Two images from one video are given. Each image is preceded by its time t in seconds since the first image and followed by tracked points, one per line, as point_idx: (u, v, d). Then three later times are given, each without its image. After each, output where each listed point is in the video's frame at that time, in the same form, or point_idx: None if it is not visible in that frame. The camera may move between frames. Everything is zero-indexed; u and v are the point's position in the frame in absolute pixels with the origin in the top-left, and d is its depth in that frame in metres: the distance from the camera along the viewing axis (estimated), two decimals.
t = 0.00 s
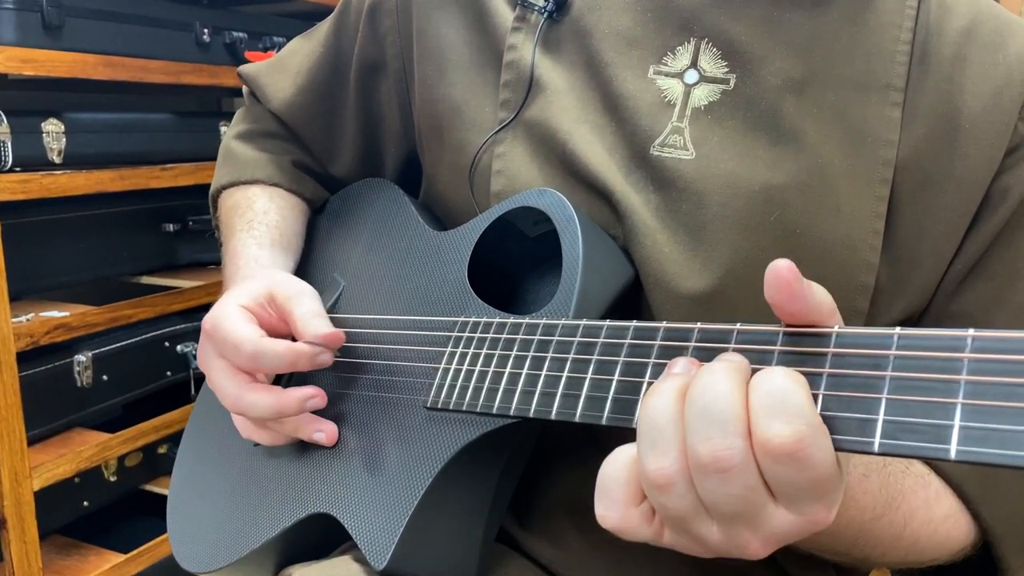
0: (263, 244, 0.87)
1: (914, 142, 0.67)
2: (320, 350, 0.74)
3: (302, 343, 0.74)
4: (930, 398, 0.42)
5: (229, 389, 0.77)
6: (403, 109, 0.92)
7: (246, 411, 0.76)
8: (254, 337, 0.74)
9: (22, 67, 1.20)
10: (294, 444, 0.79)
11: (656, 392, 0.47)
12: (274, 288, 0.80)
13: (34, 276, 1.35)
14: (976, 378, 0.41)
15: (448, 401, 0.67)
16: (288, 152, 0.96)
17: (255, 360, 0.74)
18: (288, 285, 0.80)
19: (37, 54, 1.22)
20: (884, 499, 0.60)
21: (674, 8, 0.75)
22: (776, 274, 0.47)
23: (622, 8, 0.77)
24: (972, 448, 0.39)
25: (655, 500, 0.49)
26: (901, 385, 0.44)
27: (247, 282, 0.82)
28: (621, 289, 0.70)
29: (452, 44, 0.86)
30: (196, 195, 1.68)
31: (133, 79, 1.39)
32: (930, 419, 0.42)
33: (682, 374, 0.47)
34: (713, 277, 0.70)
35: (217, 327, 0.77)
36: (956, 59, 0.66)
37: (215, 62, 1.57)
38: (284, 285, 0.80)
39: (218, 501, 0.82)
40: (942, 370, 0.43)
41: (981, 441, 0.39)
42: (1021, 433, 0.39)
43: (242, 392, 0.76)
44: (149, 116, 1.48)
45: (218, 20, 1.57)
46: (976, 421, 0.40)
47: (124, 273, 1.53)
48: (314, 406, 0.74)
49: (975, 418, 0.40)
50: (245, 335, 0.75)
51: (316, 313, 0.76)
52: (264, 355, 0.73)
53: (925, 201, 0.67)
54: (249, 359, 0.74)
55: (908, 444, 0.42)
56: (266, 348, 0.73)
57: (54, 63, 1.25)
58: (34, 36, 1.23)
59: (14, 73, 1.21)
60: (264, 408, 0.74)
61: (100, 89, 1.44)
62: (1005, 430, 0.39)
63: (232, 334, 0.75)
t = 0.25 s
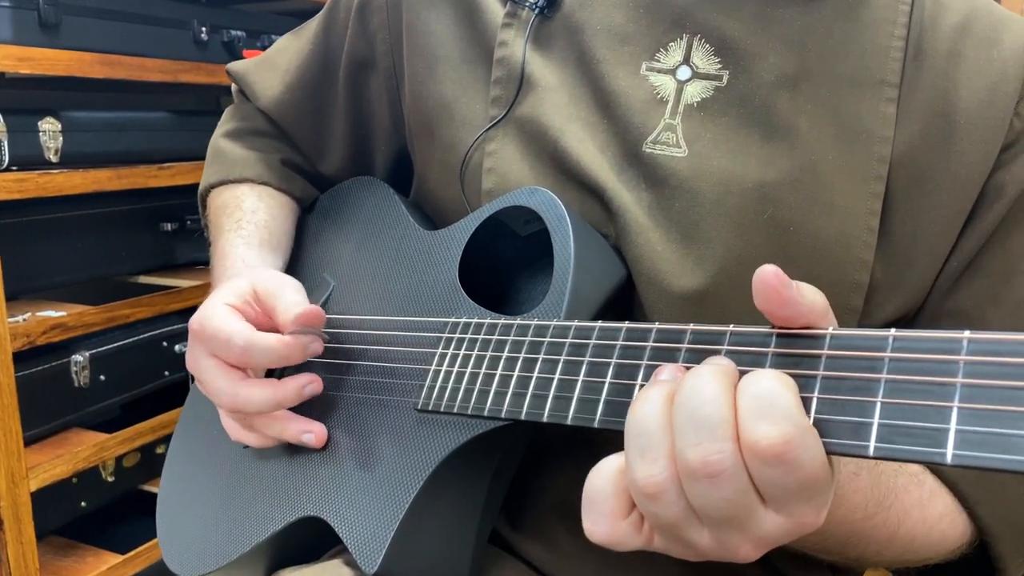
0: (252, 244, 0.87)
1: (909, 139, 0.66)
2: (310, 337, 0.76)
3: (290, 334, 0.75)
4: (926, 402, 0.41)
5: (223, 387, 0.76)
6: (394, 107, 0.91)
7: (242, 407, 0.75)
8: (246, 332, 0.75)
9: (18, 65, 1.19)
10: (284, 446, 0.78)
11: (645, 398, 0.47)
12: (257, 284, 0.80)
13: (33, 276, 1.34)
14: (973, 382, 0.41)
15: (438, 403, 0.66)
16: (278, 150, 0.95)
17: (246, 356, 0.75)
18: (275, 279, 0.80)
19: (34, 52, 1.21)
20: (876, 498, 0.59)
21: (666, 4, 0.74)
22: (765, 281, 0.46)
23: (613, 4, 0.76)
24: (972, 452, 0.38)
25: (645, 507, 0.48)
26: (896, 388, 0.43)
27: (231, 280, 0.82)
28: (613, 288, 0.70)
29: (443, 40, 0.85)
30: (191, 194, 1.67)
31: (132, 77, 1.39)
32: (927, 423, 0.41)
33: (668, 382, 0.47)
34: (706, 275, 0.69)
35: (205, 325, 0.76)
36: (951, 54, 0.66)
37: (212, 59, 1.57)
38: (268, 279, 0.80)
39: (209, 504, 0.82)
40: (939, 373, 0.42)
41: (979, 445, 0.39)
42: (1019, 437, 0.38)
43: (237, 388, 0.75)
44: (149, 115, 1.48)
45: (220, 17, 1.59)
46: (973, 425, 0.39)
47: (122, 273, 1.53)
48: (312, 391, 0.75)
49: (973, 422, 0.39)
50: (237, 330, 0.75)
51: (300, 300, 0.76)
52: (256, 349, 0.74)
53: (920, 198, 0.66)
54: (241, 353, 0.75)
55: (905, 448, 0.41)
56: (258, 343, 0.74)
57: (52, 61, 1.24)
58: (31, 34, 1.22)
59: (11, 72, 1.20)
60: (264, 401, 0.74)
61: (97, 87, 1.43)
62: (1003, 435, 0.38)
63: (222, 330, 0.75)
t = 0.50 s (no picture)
0: (253, 243, 0.86)
1: (907, 137, 0.65)
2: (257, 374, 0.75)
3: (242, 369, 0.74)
4: (922, 403, 0.40)
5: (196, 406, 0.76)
6: (390, 106, 0.90)
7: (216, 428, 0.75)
8: (202, 362, 0.74)
9: (18, 64, 1.18)
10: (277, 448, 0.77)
11: (638, 384, 0.47)
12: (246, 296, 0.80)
13: (34, 275, 1.34)
14: (969, 383, 0.40)
15: (432, 405, 0.65)
16: (272, 149, 0.95)
17: (201, 387, 0.74)
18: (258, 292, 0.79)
19: (33, 51, 1.20)
20: (868, 500, 0.58)
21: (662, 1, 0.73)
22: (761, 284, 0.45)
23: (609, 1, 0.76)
24: (964, 453, 0.38)
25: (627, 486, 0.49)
26: (893, 389, 0.42)
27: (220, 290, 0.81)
28: (608, 287, 0.69)
29: (437, 39, 0.84)
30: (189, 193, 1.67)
31: (133, 76, 1.38)
32: (922, 424, 0.40)
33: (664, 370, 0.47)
34: (701, 274, 0.69)
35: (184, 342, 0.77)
36: (949, 52, 0.65)
37: (213, 58, 1.57)
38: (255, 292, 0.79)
39: (203, 505, 0.81)
40: (933, 374, 0.41)
41: (973, 447, 0.38)
42: (1016, 439, 0.37)
43: (210, 411, 0.75)
44: (149, 114, 1.48)
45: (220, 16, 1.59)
46: (970, 426, 0.39)
47: (121, 272, 1.52)
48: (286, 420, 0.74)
49: (969, 423, 0.39)
50: (198, 358, 0.75)
51: (268, 325, 0.76)
52: (211, 382, 0.73)
53: (918, 197, 0.65)
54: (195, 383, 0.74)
55: (902, 450, 0.40)
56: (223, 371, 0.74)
57: (51, 60, 1.23)
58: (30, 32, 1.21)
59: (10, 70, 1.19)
60: (235, 425, 0.73)
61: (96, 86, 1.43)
62: (997, 436, 0.37)
63: (185, 357, 0.75)
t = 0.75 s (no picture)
0: (247, 242, 0.85)
1: (910, 135, 0.64)
2: (329, 340, 0.73)
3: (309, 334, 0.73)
4: (929, 401, 0.40)
5: (227, 390, 0.75)
6: (388, 104, 0.90)
7: (246, 411, 0.73)
8: (263, 329, 0.73)
9: (19, 63, 1.17)
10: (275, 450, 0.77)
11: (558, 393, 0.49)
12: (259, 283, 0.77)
13: (36, 275, 1.34)
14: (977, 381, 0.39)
15: (431, 406, 0.64)
16: (269, 148, 0.94)
17: (267, 353, 0.73)
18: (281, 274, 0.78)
19: (35, 50, 1.20)
20: (833, 509, 0.60)
21: None
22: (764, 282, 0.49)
23: None
24: (973, 453, 0.37)
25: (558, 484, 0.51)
26: (899, 387, 0.41)
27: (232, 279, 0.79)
28: (609, 287, 0.68)
29: (435, 36, 0.83)
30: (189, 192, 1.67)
31: (136, 75, 1.38)
32: (930, 423, 0.39)
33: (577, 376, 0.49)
34: (701, 273, 0.68)
35: (211, 326, 0.75)
36: (953, 48, 0.64)
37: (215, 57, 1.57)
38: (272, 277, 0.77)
39: (201, 508, 0.81)
40: (941, 372, 0.40)
41: (980, 446, 0.37)
42: None
43: (241, 394, 0.74)
44: (151, 113, 1.48)
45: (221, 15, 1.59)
46: (979, 425, 0.38)
47: (123, 272, 1.52)
48: (315, 402, 0.72)
49: (976, 422, 0.38)
50: (251, 329, 0.73)
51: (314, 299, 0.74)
52: (277, 345, 0.72)
53: (921, 195, 0.65)
54: (260, 351, 0.73)
55: (908, 450, 0.39)
56: (278, 340, 0.72)
57: (53, 59, 1.23)
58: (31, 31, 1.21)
59: (12, 69, 1.19)
60: (266, 408, 0.72)
61: (97, 85, 1.43)
62: (1001, 435, 0.37)
63: (237, 330, 0.73)
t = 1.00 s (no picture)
0: (244, 242, 0.85)
1: (908, 134, 0.64)
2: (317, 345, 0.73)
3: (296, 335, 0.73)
4: (929, 396, 0.40)
5: (218, 390, 0.74)
6: (386, 104, 0.90)
7: (237, 410, 0.73)
8: (251, 330, 0.73)
9: (19, 62, 1.18)
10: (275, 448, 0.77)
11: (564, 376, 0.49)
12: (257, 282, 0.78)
13: (35, 274, 1.34)
14: (976, 375, 0.39)
15: (431, 404, 0.64)
16: (268, 149, 0.94)
17: (251, 353, 0.72)
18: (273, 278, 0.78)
19: (36, 48, 1.20)
20: (836, 516, 0.60)
21: None
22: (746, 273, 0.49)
23: None
24: (973, 448, 0.37)
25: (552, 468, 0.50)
26: (899, 382, 0.41)
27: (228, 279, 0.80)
28: (608, 286, 0.69)
29: (433, 36, 0.84)
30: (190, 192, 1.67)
31: (137, 74, 1.38)
32: (929, 418, 0.39)
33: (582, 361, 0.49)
34: (700, 271, 0.68)
35: (202, 324, 0.75)
36: (952, 47, 0.64)
37: (217, 55, 1.57)
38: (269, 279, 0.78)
39: (201, 506, 0.81)
40: (941, 367, 0.40)
41: (982, 441, 0.37)
42: None
43: (233, 392, 0.74)
44: (152, 113, 1.48)
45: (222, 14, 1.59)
46: (979, 420, 0.38)
47: (124, 271, 1.52)
48: (307, 402, 0.73)
49: (977, 417, 0.38)
50: (239, 329, 0.73)
51: (306, 307, 0.75)
52: (261, 346, 0.72)
53: (920, 195, 0.65)
54: (245, 353, 0.73)
55: (908, 444, 0.39)
56: (263, 340, 0.72)
57: (53, 57, 1.23)
58: (32, 30, 1.21)
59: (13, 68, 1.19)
60: (259, 406, 0.72)
61: (98, 84, 1.43)
62: (1005, 429, 0.37)
63: (226, 329, 0.73)
